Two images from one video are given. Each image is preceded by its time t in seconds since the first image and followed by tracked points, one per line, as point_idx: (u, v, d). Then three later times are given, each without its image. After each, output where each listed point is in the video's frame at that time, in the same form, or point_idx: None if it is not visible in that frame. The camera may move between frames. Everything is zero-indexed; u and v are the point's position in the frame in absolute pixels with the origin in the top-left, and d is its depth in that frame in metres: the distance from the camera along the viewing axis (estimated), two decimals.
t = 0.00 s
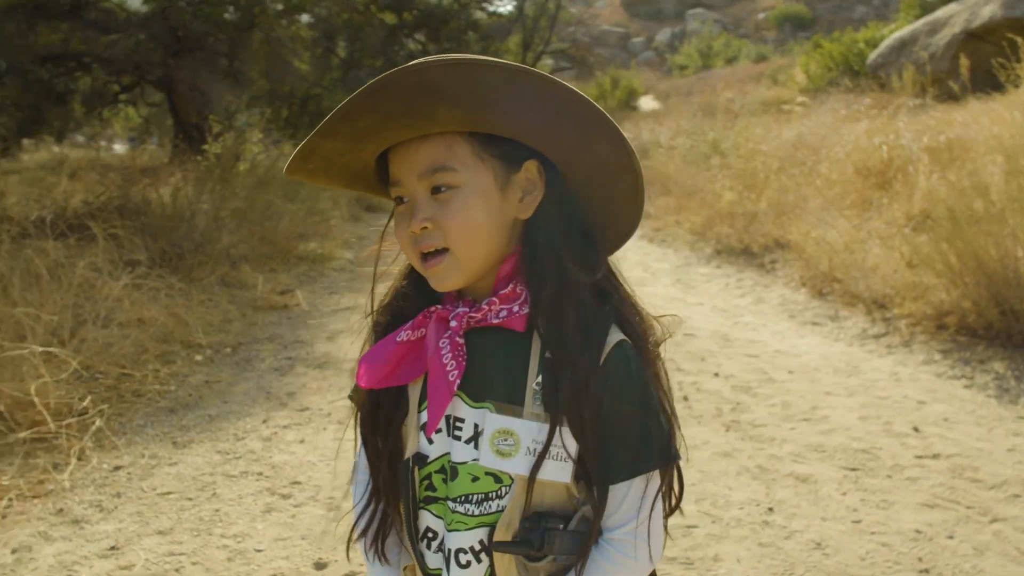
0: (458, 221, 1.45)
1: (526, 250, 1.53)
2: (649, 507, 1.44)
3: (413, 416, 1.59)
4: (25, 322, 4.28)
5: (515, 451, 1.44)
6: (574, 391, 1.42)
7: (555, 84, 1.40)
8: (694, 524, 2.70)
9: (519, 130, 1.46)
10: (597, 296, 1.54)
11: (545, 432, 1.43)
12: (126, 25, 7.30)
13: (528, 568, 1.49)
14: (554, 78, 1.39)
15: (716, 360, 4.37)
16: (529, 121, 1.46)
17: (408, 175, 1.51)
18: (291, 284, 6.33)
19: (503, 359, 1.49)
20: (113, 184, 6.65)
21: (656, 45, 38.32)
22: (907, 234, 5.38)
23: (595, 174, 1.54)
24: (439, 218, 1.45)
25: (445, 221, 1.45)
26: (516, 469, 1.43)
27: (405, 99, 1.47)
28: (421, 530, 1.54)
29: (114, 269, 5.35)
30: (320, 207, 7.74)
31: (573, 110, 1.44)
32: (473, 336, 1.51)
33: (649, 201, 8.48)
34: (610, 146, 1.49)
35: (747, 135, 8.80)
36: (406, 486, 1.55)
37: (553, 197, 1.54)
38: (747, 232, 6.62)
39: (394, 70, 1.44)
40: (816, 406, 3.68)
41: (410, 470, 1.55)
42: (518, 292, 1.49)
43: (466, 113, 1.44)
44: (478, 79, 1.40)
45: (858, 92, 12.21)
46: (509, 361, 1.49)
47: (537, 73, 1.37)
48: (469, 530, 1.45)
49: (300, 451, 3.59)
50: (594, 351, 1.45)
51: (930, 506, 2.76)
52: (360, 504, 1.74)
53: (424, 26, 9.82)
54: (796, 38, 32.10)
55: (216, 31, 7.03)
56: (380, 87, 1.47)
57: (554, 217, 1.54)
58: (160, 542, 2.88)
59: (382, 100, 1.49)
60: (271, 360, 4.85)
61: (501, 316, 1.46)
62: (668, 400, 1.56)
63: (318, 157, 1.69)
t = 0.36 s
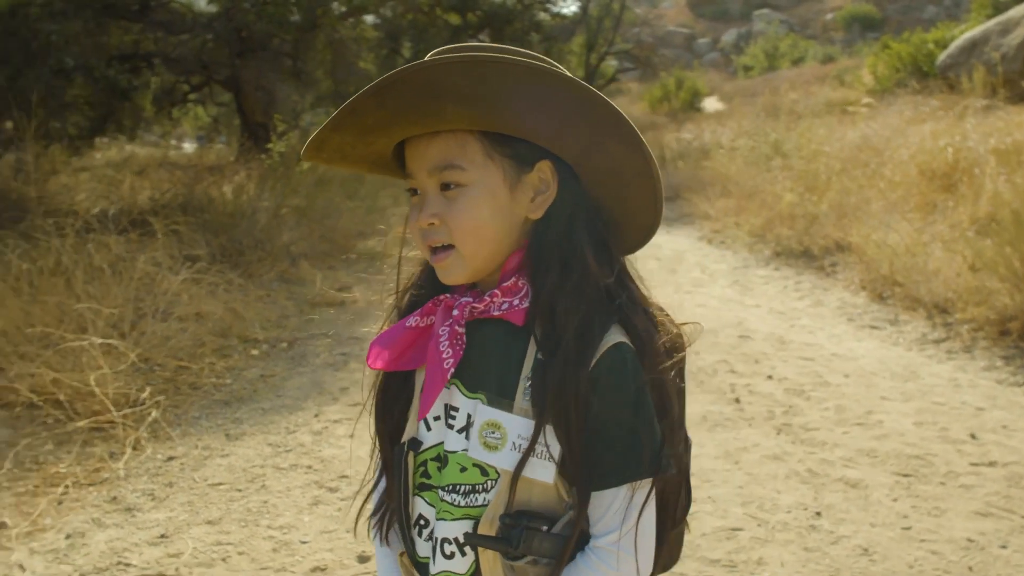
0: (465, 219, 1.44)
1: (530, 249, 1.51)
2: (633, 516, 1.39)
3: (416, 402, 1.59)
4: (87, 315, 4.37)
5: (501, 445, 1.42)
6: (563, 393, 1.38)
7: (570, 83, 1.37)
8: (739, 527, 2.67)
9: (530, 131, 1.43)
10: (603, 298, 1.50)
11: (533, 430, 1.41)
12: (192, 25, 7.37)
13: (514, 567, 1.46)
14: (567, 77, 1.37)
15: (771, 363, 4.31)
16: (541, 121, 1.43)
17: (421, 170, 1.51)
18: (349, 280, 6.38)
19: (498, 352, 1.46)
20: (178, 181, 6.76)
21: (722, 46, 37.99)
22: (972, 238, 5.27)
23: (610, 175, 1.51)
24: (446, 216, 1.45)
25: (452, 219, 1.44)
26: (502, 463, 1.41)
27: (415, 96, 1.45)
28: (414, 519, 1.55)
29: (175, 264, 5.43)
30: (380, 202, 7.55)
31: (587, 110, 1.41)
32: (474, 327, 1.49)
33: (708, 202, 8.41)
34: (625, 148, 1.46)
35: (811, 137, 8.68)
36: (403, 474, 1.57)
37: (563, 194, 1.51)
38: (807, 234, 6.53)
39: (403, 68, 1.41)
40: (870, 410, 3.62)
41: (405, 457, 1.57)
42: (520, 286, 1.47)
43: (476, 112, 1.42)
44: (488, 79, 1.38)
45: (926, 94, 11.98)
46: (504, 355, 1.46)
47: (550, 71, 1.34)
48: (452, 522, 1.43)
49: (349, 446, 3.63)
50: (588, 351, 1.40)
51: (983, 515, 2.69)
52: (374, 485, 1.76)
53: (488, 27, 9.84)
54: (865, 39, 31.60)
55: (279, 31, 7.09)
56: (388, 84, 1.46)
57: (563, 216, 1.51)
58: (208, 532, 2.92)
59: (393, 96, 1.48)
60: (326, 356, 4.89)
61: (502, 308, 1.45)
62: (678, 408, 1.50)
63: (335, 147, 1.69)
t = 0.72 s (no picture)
0: (454, 221, 1.43)
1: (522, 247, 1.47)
2: (606, 521, 1.36)
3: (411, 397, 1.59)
4: (141, 311, 4.44)
5: (480, 442, 1.42)
6: (533, 395, 1.36)
7: (569, 96, 1.34)
8: (779, 532, 2.64)
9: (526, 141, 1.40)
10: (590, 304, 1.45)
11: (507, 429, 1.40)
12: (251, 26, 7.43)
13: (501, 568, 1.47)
14: (567, 89, 1.33)
15: (820, 367, 4.26)
16: (538, 133, 1.39)
17: (418, 167, 1.50)
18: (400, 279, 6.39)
19: (482, 351, 1.45)
20: (235, 179, 6.86)
21: (784, 48, 37.63)
22: None
23: (608, 193, 1.47)
24: (438, 216, 1.44)
25: (443, 221, 1.44)
26: (478, 460, 1.41)
27: (414, 97, 1.43)
28: (408, 513, 1.54)
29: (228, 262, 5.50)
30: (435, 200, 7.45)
31: (585, 123, 1.37)
32: (461, 324, 1.48)
33: (763, 204, 8.32)
34: (622, 167, 1.42)
35: (871, 140, 8.56)
36: (395, 470, 1.56)
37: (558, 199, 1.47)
38: (863, 237, 6.43)
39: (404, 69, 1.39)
40: (920, 417, 3.56)
41: (399, 452, 1.56)
42: (507, 285, 1.45)
43: (472, 119, 1.40)
44: (487, 86, 1.35)
45: (992, 95, 11.74)
46: (487, 354, 1.45)
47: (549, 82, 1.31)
48: (437, 518, 1.45)
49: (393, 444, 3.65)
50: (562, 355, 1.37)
51: None
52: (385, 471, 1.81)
53: (546, 27, 9.89)
54: (931, 39, 31.04)
55: (337, 33, 7.14)
56: (388, 83, 1.45)
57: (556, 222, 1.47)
58: (250, 526, 2.96)
59: (395, 95, 1.46)
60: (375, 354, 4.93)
61: (488, 308, 1.44)
62: (667, 417, 1.45)
63: (344, 135, 1.69)
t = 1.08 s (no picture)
0: (465, 221, 1.45)
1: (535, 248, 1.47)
2: (623, 519, 1.37)
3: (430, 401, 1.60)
4: (192, 307, 4.52)
5: (496, 441, 1.44)
6: (545, 397, 1.38)
7: (585, 98, 1.36)
8: (819, 537, 2.62)
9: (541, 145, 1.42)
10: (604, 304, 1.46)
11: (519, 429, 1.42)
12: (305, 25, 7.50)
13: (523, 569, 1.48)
14: (578, 90, 1.36)
15: (868, 371, 4.21)
16: (553, 136, 1.41)
17: (432, 168, 1.51)
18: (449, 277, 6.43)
19: (495, 353, 1.47)
20: (287, 178, 6.93)
21: (843, 47, 37.15)
22: None
23: (620, 196, 1.48)
24: (449, 216, 1.46)
25: (454, 220, 1.45)
26: (496, 460, 1.43)
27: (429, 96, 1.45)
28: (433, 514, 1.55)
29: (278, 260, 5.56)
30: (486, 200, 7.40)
31: (599, 126, 1.40)
32: (476, 327, 1.51)
33: (816, 206, 8.23)
34: (634, 171, 1.44)
35: (926, 141, 8.43)
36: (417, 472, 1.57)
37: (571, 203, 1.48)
38: (917, 239, 6.34)
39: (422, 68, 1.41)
40: (969, 423, 3.50)
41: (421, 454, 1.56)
42: (520, 287, 1.46)
43: (486, 119, 1.42)
44: (504, 87, 1.38)
45: None
46: (501, 354, 1.47)
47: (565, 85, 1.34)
48: (460, 519, 1.46)
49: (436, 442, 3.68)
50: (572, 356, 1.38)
51: None
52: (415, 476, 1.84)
53: (600, 27, 9.87)
54: (993, 38, 30.48)
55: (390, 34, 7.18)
56: (404, 84, 1.47)
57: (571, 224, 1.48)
58: (293, 521, 3.00)
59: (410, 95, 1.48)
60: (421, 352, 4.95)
61: (501, 310, 1.46)
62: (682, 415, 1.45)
63: (359, 133, 1.71)
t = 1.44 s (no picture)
0: (532, 233, 1.44)
1: (599, 264, 1.46)
2: (706, 520, 1.36)
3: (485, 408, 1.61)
4: (229, 305, 4.56)
5: (562, 444, 1.44)
6: (616, 405, 1.38)
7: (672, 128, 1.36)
8: (853, 544, 2.59)
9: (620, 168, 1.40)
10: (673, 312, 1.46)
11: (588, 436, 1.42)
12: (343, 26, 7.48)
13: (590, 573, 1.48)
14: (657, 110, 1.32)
15: (906, 375, 4.16)
16: (633, 160, 1.39)
17: (501, 172, 1.49)
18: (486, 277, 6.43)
19: (558, 358, 1.48)
20: (327, 177, 6.98)
21: (885, 47, 36.75)
22: None
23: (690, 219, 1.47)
24: (517, 221, 1.44)
25: (522, 227, 1.44)
26: (563, 464, 1.43)
27: (509, 107, 1.41)
28: (490, 525, 1.54)
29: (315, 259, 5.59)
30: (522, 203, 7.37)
31: (681, 155, 1.38)
32: (537, 333, 1.51)
33: (856, 207, 8.15)
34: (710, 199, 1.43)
35: (970, 143, 8.32)
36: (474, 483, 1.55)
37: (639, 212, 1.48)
38: (958, 242, 6.27)
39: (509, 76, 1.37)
40: (1009, 430, 3.45)
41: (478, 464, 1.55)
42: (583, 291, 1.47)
43: (567, 141, 1.38)
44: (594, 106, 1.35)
45: None
46: (565, 359, 1.47)
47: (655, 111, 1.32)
48: (527, 528, 1.47)
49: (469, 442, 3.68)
50: (643, 364, 1.38)
51: None
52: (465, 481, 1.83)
53: (639, 27, 9.83)
54: None
55: (429, 34, 7.17)
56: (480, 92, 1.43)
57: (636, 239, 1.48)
58: (325, 520, 3.02)
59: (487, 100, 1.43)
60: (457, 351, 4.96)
61: (564, 315, 1.47)
62: (748, 419, 1.45)
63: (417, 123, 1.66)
